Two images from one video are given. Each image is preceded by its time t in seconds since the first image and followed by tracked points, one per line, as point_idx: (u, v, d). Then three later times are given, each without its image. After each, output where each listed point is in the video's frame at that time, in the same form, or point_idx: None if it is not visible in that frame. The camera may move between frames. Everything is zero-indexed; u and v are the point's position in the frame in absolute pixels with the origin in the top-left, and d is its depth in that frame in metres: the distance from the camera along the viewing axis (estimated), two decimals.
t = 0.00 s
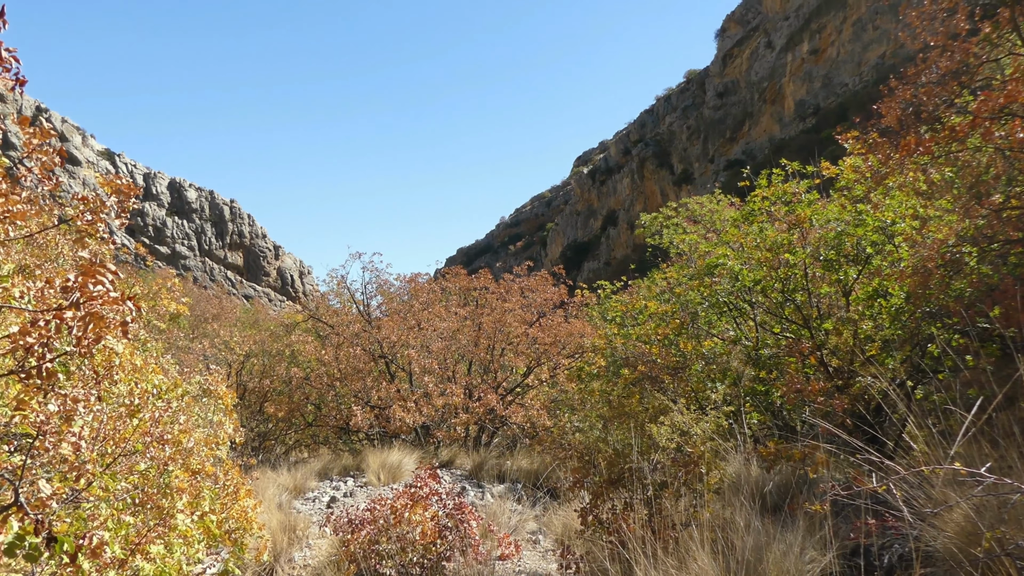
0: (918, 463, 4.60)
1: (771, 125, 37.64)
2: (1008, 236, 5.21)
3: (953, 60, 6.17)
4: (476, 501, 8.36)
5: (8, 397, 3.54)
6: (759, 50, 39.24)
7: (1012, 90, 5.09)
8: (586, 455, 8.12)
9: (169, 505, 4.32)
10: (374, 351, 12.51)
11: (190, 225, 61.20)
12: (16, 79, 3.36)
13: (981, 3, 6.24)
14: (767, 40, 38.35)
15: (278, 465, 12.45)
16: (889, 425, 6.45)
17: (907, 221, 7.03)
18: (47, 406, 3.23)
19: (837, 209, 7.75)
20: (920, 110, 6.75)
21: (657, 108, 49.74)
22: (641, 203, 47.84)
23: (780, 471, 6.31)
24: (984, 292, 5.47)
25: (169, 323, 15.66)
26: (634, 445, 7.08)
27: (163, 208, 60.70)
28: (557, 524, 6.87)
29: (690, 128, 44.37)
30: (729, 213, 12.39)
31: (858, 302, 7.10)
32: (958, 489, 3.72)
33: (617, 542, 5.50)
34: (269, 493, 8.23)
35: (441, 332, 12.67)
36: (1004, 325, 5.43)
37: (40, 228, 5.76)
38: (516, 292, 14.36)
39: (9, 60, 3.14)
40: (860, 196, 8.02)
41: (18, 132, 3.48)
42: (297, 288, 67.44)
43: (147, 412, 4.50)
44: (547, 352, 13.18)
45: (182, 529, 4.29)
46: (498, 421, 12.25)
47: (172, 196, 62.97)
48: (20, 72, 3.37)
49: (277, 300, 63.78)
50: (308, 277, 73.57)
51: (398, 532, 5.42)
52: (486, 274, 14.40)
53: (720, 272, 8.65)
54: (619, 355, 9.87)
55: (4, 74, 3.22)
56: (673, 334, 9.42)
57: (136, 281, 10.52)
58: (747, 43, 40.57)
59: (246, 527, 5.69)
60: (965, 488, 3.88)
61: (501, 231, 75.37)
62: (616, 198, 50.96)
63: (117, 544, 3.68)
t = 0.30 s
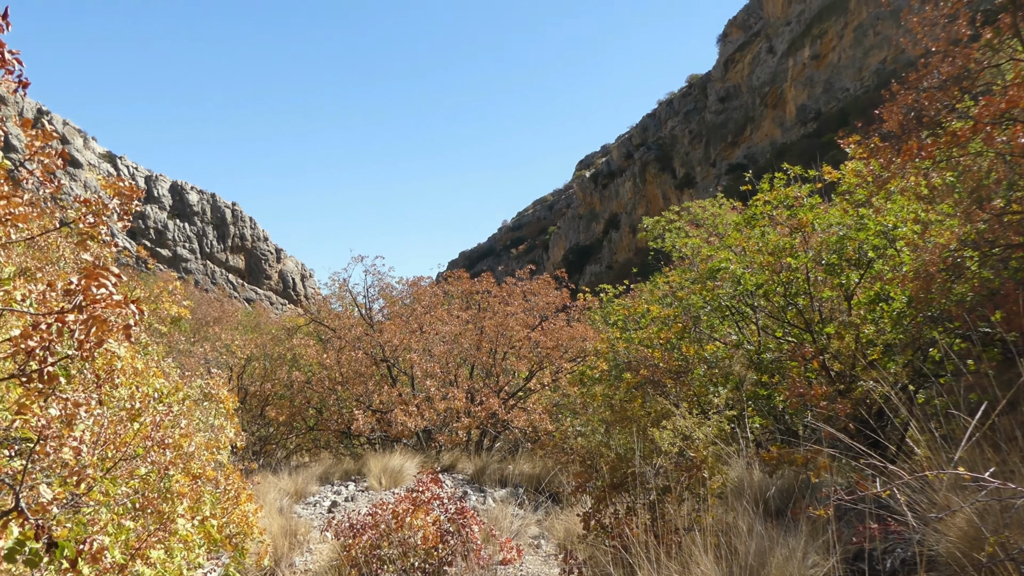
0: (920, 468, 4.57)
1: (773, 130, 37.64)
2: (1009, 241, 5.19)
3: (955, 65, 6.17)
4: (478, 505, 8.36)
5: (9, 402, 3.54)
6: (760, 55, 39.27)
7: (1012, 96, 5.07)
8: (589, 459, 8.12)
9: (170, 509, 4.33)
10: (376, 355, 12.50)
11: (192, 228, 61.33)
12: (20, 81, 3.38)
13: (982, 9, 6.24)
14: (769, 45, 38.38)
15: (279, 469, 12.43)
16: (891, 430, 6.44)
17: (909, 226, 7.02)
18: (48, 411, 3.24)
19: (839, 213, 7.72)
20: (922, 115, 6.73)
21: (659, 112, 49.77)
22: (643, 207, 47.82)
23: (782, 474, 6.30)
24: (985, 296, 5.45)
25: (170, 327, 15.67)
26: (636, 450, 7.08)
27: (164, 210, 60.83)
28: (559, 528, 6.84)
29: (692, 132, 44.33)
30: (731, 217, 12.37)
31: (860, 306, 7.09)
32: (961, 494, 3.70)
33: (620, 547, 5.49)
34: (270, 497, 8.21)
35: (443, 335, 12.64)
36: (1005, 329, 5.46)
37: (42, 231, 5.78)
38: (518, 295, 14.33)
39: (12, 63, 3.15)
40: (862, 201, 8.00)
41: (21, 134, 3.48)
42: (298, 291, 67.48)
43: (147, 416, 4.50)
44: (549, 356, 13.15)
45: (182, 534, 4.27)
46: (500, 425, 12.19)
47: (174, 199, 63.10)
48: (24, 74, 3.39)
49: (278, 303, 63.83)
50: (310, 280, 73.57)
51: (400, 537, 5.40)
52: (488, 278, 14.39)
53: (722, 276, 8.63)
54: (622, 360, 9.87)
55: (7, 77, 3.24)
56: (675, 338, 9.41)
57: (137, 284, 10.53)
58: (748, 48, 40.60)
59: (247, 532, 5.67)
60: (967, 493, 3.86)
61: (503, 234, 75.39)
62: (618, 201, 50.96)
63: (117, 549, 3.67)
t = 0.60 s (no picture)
0: (918, 473, 4.56)
1: (772, 134, 37.66)
2: (1005, 246, 5.17)
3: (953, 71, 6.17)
4: (476, 509, 8.32)
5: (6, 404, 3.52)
6: (760, 59, 39.31)
7: (1009, 102, 5.02)
8: (588, 463, 8.11)
9: (166, 513, 4.31)
10: (375, 357, 12.45)
11: (191, 230, 61.36)
12: (20, 82, 3.37)
13: (981, 15, 6.24)
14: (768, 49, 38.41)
15: (278, 472, 12.39)
16: (889, 434, 6.44)
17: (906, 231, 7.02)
18: (44, 413, 3.23)
19: (838, 217, 7.71)
20: (920, 120, 6.73)
21: (659, 116, 49.80)
22: (643, 211, 47.81)
23: (781, 478, 6.28)
24: (983, 301, 5.46)
25: (168, 328, 15.62)
26: (636, 453, 7.06)
27: (163, 212, 60.81)
28: (558, 532, 6.81)
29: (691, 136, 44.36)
30: (730, 220, 12.36)
31: (858, 310, 7.06)
32: (959, 498, 3.68)
33: (619, 551, 5.46)
34: (267, 500, 8.18)
35: (443, 338, 12.58)
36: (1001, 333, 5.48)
37: (39, 232, 5.77)
38: (518, 298, 14.29)
39: (12, 62, 3.13)
40: (862, 205, 8.00)
41: (18, 133, 3.48)
42: (297, 293, 67.47)
43: (144, 419, 4.48)
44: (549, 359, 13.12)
45: (179, 538, 4.23)
46: (499, 428, 12.14)
47: (173, 201, 63.08)
48: (23, 74, 3.37)
49: (277, 305, 63.77)
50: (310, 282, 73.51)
51: (399, 540, 5.36)
52: (488, 280, 14.37)
53: (721, 280, 8.63)
54: (621, 363, 9.86)
55: (6, 76, 3.22)
56: (674, 342, 9.38)
57: (135, 286, 10.52)
58: (748, 52, 40.63)
59: (244, 536, 5.63)
60: (966, 497, 3.85)
61: (503, 236, 75.33)
62: (619, 204, 50.96)
63: (112, 553, 3.63)
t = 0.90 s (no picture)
0: (916, 478, 4.55)
1: (771, 138, 37.74)
2: (1002, 251, 5.19)
3: (950, 77, 6.19)
4: (475, 513, 8.31)
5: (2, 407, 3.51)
6: (759, 64, 39.43)
7: (1007, 108, 5.01)
8: (587, 468, 8.11)
9: (162, 518, 4.32)
10: (374, 360, 12.42)
11: (189, 231, 61.32)
12: (20, 83, 3.36)
13: (978, 21, 6.27)
14: (767, 54, 38.52)
15: (275, 475, 12.34)
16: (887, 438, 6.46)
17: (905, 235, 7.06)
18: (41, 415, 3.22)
19: (837, 222, 7.71)
20: (918, 125, 6.74)
21: (658, 119, 49.86)
22: (642, 214, 47.87)
23: (780, 483, 6.25)
24: (981, 306, 5.47)
25: (165, 331, 15.58)
26: (635, 458, 7.06)
27: (162, 214, 60.76)
28: (557, 537, 6.79)
29: (690, 140, 44.42)
30: (729, 224, 12.39)
31: (857, 314, 7.02)
32: (957, 502, 3.69)
33: (618, 555, 5.44)
34: (264, 504, 8.14)
35: (441, 341, 12.54)
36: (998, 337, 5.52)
37: (37, 233, 5.75)
38: (517, 301, 14.26)
39: (11, 64, 3.13)
40: (860, 210, 8.01)
41: (18, 135, 3.49)
42: (295, 295, 67.44)
43: (141, 422, 4.46)
44: (547, 362, 13.09)
45: (176, 541, 4.22)
46: (498, 431, 12.09)
47: (171, 203, 63.01)
48: (23, 76, 3.36)
49: (275, 307, 63.67)
50: (308, 284, 73.43)
51: (397, 545, 5.34)
52: (487, 284, 14.35)
53: (720, 284, 8.63)
54: (621, 367, 9.85)
55: (6, 78, 3.21)
56: (673, 346, 9.37)
57: (132, 289, 10.49)
58: (747, 57, 40.71)
59: (241, 540, 5.59)
60: (963, 501, 3.85)
61: (501, 240, 75.18)
62: (618, 208, 51.01)
63: (108, 556, 3.62)
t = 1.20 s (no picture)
0: (914, 482, 4.56)
1: (770, 142, 37.81)
2: (1000, 255, 5.21)
3: (947, 82, 6.22)
4: (473, 517, 8.30)
5: None
6: (758, 68, 39.53)
7: (1005, 113, 5.03)
8: (585, 472, 8.12)
9: (159, 520, 4.26)
10: (372, 363, 12.40)
11: (187, 234, 61.29)
12: (21, 88, 3.36)
13: (976, 27, 6.31)
14: (766, 58, 38.62)
15: (272, 479, 12.31)
16: (885, 443, 6.48)
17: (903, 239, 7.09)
18: (40, 419, 3.23)
19: (835, 226, 7.72)
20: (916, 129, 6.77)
21: (657, 123, 49.93)
22: (641, 218, 47.93)
23: (778, 487, 6.24)
24: (979, 310, 5.52)
25: (164, 333, 15.57)
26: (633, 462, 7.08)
27: (160, 216, 60.77)
28: (555, 541, 6.78)
29: (689, 143, 44.50)
30: (728, 228, 12.41)
31: (855, 318, 7.07)
32: (955, 507, 3.69)
33: (616, 560, 5.45)
34: (262, 507, 8.12)
35: (440, 344, 12.50)
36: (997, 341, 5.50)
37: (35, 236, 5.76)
38: (516, 305, 14.26)
39: (13, 69, 3.12)
40: (859, 214, 8.01)
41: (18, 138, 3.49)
42: (294, 298, 67.43)
43: (138, 425, 4.45)
44: (546, 366, 13.06)
45: (172, 546, 4.19)
46: (496, 435, 12.06)
47: (170, 205, 63.01)
48: (24, 80, 3.36)
49: (274, 310, 63.66)
50: (307, 287, 73.42)
51: (394, 549, 5.33)
52: (486, 287, 14.34)
53: (719, 287, 8.66)
54: (619, 371, 9.86)
55: (7, 82, 3.20)
56: (672, 349, 9.38)
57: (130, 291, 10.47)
58: (746, 61, 40.81)
59: (237, 543, 5.57)
60: (961, 506, 3.85)
61: (500, 243, 75.12)
62: (616, 212, 51.08)
63: (104, 560, 3.61)
